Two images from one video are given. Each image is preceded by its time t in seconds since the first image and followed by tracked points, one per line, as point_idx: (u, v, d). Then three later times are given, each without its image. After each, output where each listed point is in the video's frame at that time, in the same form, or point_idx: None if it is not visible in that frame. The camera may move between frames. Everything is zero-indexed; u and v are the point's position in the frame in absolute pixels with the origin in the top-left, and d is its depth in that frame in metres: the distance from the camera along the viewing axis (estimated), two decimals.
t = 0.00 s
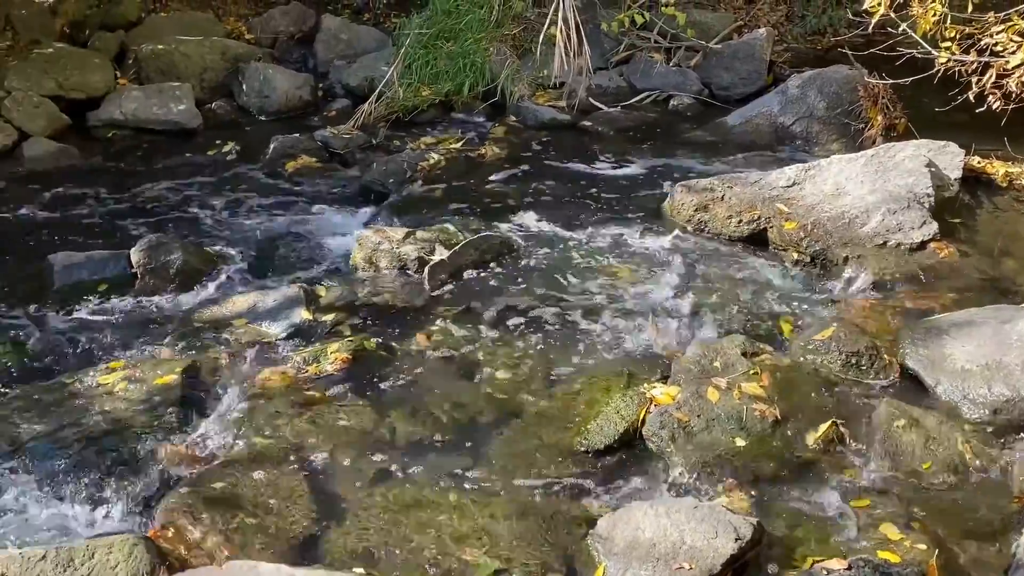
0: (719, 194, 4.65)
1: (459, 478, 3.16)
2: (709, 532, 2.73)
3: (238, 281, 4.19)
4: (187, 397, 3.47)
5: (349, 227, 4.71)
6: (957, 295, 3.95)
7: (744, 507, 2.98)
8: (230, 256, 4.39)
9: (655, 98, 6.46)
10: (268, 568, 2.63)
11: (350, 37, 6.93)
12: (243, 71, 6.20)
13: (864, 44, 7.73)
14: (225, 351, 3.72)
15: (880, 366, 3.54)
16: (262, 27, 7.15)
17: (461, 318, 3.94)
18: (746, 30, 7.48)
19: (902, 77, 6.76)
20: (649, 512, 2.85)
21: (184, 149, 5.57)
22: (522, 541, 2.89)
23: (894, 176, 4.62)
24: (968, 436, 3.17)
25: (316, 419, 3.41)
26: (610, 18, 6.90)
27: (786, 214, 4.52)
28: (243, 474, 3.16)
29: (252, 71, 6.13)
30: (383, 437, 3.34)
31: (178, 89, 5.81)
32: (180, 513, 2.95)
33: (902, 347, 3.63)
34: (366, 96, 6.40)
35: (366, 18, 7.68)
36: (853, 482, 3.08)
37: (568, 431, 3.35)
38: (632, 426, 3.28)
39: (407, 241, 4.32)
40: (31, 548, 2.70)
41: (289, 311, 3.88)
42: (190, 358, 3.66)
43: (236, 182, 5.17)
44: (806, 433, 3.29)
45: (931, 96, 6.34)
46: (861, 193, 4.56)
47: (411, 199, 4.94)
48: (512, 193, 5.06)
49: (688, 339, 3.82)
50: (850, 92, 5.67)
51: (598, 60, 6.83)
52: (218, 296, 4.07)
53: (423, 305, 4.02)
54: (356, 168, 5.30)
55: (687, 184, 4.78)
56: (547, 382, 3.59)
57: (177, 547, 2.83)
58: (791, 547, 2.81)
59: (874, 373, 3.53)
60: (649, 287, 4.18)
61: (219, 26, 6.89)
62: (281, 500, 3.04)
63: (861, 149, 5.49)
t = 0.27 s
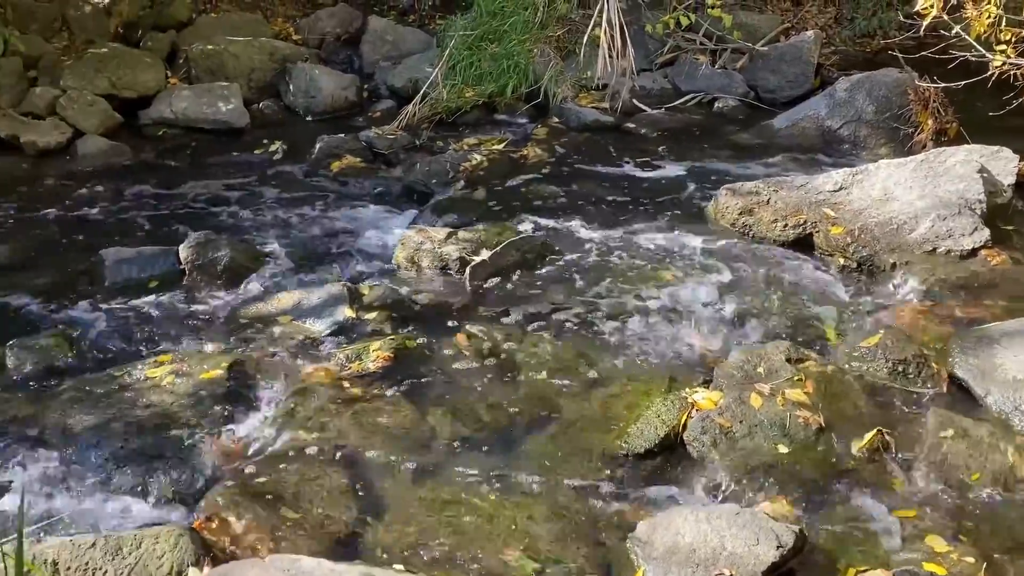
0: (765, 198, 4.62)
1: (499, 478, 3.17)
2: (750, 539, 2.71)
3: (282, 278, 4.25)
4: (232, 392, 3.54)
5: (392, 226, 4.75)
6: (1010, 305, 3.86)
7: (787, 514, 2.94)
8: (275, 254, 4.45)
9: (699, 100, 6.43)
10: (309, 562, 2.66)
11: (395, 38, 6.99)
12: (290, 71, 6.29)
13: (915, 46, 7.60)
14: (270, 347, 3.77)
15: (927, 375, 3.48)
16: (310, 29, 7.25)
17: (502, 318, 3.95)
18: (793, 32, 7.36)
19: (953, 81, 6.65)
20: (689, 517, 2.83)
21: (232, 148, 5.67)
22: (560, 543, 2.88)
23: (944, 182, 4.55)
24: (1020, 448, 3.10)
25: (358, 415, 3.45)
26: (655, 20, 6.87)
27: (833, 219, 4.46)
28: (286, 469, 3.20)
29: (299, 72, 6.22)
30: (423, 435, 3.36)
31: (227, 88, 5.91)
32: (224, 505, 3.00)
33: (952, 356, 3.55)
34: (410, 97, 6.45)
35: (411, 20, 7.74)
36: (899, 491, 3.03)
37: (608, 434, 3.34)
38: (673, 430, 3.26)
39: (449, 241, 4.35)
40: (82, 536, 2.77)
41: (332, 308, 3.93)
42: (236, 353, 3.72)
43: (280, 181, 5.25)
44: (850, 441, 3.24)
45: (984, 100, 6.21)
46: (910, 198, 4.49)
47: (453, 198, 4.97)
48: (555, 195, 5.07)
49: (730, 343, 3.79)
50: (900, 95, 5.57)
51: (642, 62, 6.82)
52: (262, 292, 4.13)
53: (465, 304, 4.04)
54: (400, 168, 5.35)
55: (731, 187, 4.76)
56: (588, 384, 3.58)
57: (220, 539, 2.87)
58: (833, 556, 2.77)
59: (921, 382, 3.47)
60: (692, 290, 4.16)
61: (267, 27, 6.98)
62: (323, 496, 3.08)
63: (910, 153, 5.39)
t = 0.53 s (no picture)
0: (816, 202, 4.55)
1: (542, 478, 3.18)
2: (797, 547, 2.67)
3: (329, 275, 4.31)
4: (280, 387, 3.59)
5: (438, 226, 4.79)
6: None
7: (834, 523, 2.91)
8: (324, 251, 4.50)
9: (750, 102, 6.38)
10: (354, 557, 2.69)
11: (445, 40, 7.01)
12: (342, 71, 6.36)
13: (975, 49, 7.42)
14: (318, 343, 3.83)
15: (982, 386, 3.40)
16: (361, 30, 7.35)
17: (548, 319, 3.96)
18: (847, 34, 7.24)
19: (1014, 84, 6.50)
20: (735, 523, 2.81)
21: (284, 147, 5.76)
22: (603, 545, 2.88)
23: (1004, 187, 4.36)
24: None
25: (404, 412, 3.48)
26: (706, 22, 6.80)
27: (886, 225, 4.39)
28: (332, 464, 3.24)
29: (351, 72, 6.30)
30: (467, 434, 3.38)
31: (279, 87, 6.03)
32: (271, 499, 3.06)
33: (1008, 367, 3.44)
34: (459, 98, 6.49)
35: (460, 20, 7.78)
36: (952, 504, 2.96)
37: (653, 437, 3.32)
38: (719, 436, 3.22)
39: (495, 241, 4.36)
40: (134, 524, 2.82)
41: (380, 306, 3.97)
42: (285, 348, 3.78)
43: (329, 180, 5.32)
44: (901, 451, 3.15)
45: None
46: (967, 205, 4.35)
47: (500, 199, 4.99)
48: (602, 197, 5.06)
49: (779, 348, 3.75)
50: (958, 99, 5.42)
51: (692, 62, 6.74)
52: (311, 289, 4.19)
53: (511, 304, 4.06)
54: (448, 169, 5.39)
55: (783, 191, 4.70)
56: (632, 386, 3.57)
57: (267, 531, 2.92)
58: (883, 567, 2.72)
59: (976, 393, 3.39)
60: (740, 295, 4.12)
61: (319, 27, 7.07)
62: (368, 492, 3.11)
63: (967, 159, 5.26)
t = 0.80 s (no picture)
0: (874, 207, 4.47)
1: (590, 478, 3.18)
2: (849, 556, 2.62)
3: (381, 272, 4.36)
4: (333, 381, 3.65)
5: (488, 225, 4.83)
6: None
7: (892, 534, 2.81)
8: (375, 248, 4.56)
9: (808, 105, 6.29)
10: (403, 550, 2.72)
11: (498, 40, 7.05)
12: (395, 71, 6.44)
13: None
14: (370, 338, 3.88)
15: None
16: (415, 30, 7.41)
17: (598, 320, 3.96)
18: (908, 37, 7.12)
19: None
20: (787, 529, 2.75)
21: (338, 145, 5.86)
22: (650, 548, 2.86)
23: None
24: None
25: (453, 408, 3.51)
26: (763, 23, 6.72)
27: (947, 231, 4.26)
28: (381, 458, 3.29)
29: (405, 72, 6.38)
30: (515, 432, 3.40)
31: (335, 87, 6.13)
32: (323, 490, 3.09)
33: None
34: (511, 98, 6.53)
35: (513, 22, 7.80)
36: (1013, 517, 2.88)
37: (703, 441, 3.31)
38: (771, 441, 3.20)
39: (545, 242, 4.37)
40: (190, 511, 2.87)
41: (430, 304, 4.02)
42: (338, 344, 3.85)
43: (380, 179, 5.38)
44: (959, 462, 3.11)
45: None
46: None
47: (551, 200, 5.00)
48: (654, 199, 5.04)
49: (834, 354, 3.70)
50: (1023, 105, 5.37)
51: (747, 64, 6.70)
52: (363, 285, 4.24)
53: (561, 305, 4.07)
54: (499, 169, 5.41)
55: (839, 194, 4.63)
56: (683, 390, 3.56)
57: (319, 522, 2.96)
58: None
59: None
60: (794, 300, 4.08)
61: (375, 27, 7.17)
62: (417, 487, 3.14)
63: None
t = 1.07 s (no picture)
0: (935, 213, 4.40)
1: (640, 480, 3.17)
2: (906, 567, 2.56)
3: (434, 269, 4.41)
4: (386, 376, 3.70)
5: (540, 225, 4.86)
6: None
7: (949, 547, 2.76)
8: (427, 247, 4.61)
9: (867, 108, 6.26)
10: (453, 545, 2.74)
11: (553, 41, 7.12)
12: (450, 71, 6.55)
13: None
14: (422, 335, 3.93)
15: None
16: (471, 30, 7.50)
17: (650, 322, 3.96)
18: (975, 39, 6.77)
19: None
20: (841, 538, 2.72)
21: (393, 144, 5.94)
22: (701, 551, 2.83)
23: None
24: None
25: (504, 406, 3.54)
26: (823, 25, 6.70)
27: (1012, 239, 4.17)
28: (432, 454, 3.31)
29: (459, 72, 6.48)
30: (566, 432, 3.41)
31: (392, 87, 6.25)
32: (375, 484, 3.13)
33: None
34: (565, 99, 6.60)
35: (569, 23, 7.86)
36: None
37: (755, 446, 3.28)
38: (825, 448, 3.16)
39: (598, 243, 4.39)
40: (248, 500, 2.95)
41: (482, 303, 4.04)
42: (390, 340, 3.89)
43: (433, 178, 5.44)
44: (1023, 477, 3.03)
45: None
46: None
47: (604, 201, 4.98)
48: (708, 201, 5.02)
49: (892, 363, 3.64)
50: None
51: (806, 67, 6.66)
52: (417, 283, 4.30)
53: (613, 305, 4.07)
54: (551, 169, 5.42)
55: (900, 200, 4.58)
56: (735, 394, 3.54)
57: (371, 514, 2.99)
58: None
59: None
60: (851, 307, 4.02)
61: (432, 27, 7.34)
62: (467, 483, 3.17)
63: None
